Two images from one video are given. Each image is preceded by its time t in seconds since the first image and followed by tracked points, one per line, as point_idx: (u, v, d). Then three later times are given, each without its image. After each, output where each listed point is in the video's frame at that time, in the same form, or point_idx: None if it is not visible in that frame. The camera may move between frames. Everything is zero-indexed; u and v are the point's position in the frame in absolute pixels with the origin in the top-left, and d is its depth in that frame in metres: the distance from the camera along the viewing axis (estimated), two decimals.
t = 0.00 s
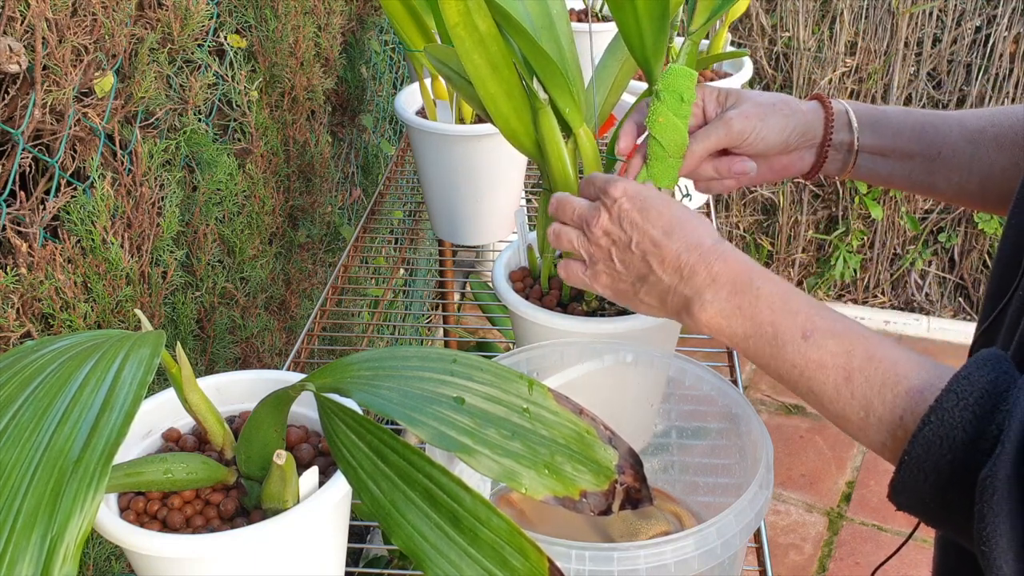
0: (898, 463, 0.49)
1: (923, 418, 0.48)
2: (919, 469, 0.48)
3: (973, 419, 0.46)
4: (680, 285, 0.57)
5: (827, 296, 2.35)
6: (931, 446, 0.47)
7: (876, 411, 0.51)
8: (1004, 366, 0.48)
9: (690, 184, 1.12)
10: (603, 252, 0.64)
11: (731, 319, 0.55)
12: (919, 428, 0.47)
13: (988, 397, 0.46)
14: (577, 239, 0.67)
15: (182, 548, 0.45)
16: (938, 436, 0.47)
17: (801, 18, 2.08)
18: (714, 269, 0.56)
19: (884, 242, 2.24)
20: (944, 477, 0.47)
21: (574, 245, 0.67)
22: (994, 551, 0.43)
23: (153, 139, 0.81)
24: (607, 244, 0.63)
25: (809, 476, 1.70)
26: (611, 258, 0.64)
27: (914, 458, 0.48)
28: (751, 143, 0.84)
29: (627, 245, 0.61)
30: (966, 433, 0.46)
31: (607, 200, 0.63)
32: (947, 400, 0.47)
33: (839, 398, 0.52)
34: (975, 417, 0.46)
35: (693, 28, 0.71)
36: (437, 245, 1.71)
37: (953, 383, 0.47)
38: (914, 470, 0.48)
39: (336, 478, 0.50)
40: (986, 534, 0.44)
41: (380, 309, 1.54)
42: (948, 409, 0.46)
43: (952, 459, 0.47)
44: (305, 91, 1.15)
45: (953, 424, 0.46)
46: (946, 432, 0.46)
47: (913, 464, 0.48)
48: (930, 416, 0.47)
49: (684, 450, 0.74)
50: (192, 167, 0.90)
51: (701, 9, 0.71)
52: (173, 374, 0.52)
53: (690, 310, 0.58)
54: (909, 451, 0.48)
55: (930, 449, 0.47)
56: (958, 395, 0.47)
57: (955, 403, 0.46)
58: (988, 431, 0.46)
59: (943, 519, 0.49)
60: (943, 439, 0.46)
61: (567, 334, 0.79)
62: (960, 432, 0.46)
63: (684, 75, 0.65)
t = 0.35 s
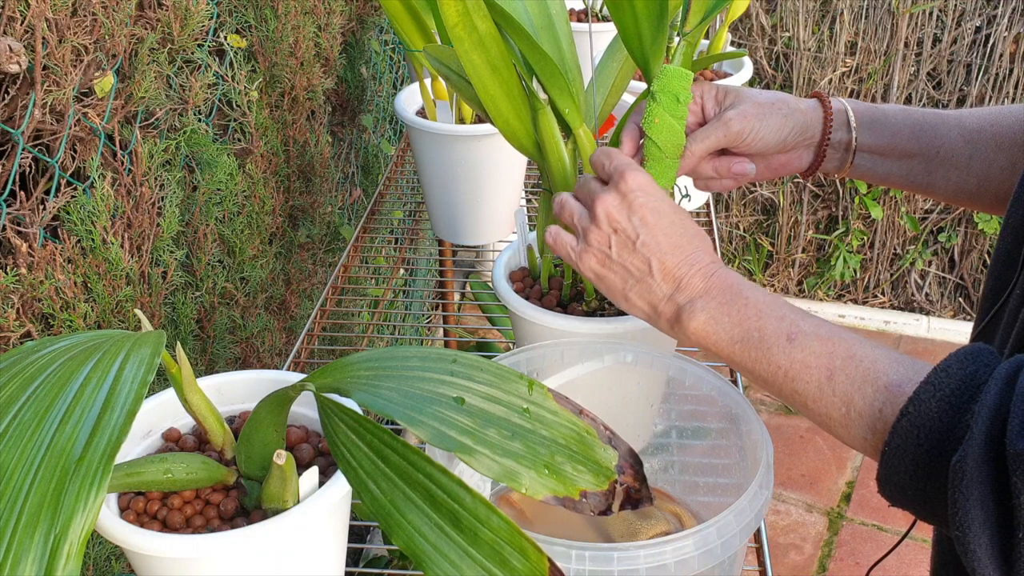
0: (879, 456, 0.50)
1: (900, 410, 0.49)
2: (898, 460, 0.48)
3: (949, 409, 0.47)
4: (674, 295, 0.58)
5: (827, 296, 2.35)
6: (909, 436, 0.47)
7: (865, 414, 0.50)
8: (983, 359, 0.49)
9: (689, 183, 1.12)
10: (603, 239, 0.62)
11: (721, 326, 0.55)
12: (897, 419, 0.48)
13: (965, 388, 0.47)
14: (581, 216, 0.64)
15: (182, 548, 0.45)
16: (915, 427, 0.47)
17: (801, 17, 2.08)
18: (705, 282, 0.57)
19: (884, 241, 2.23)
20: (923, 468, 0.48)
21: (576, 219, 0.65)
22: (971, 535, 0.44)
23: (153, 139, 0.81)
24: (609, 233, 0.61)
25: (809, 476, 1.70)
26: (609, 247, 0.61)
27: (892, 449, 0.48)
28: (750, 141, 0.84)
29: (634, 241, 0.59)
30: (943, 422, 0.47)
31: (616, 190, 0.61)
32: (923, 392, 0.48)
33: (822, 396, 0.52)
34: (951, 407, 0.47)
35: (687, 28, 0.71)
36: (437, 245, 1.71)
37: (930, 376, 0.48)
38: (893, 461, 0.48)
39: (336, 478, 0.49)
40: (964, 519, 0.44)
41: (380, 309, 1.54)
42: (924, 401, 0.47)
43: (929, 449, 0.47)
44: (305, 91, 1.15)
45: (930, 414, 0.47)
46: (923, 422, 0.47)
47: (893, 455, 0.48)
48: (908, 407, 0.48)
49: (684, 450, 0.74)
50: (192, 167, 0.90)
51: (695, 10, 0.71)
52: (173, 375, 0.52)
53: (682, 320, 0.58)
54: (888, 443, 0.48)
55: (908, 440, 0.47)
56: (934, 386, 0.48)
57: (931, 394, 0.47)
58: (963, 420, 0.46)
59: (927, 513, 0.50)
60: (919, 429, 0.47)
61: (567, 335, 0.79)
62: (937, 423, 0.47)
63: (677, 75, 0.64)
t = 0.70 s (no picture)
0: (879, 474, 0.50)
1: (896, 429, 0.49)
2: (900, 477, 0.48)
3: (947, 424, 0.47)
4: (647, 326, 0.58)
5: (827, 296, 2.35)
6: (909, 454, 0.47)
7: (862, 414, 0.50)
8: (974, 371, 0.49)
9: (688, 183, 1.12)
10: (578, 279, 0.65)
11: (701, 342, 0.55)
12: (896, 437, 0.48)
13: (961, 402, 0.47)
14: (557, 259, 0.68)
15: (181, 548, 0.45)
16: (914, 444, 0.47)
17: (801, 17, 2.08)
18: (674, 310, 0.56)
19: (884, 242, 2.23)
20: (925, 486, 0.48)
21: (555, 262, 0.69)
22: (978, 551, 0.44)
23: (153, 139, 0.81)
24: (580, 274, 0.64)
25: (809, 475, 1.70)
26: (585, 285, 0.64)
27: (894, 468, 0.48)
28: (752, 141, 0.84)
29: (597, 280, 0.61)
30: (941, 438, 0.47)
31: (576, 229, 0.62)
32: (920, 407, 0.48)
33: (811, 419, 0.52)
34: (949, 423, 0.47)
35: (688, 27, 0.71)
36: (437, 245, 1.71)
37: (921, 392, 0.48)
38: (895, 479, 0.48)
39: (336, 477, 0.49)
40: (970, 536, 0.44)
41: (380, 309, 1.54)
42: (922, 417, 0.47)
43: (930, 465, 0.47)
44: (305, 91, 1.15)
45: (929, 430, 0.47)
46: (923, 439, 0.47)
47: (895, 474, 0.48)
48: (907, 424, 0.48)
49: (684, 449, 0.74)
50: (192, 167, 0.90)
51: (696, 8, 0.72)
52: (173, 375, 0.52)
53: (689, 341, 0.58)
54: (889, 461, 0.48)
55: (909, 457, 0.47)
56: (931, 402, 0.48)
57: (929, 410, 0.47)
58: (962, 435, 0.46)
59: (929, 527, 0.50)
60: (920, 446, 0.47)
61: (566, 335, 0.79)
62: (937, 439, 0.47)
63: (681, 74, 0.65)
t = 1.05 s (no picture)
0: (875, 463, 0.50)
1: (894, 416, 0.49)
2: (895, 465, 0.48)
3: (944, 412, 0.47)
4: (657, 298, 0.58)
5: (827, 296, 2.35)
6: (905, 441, 0.47)
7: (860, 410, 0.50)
8: (974, 363, 0.49)
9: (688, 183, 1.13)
10: (574, 256, 0.62)
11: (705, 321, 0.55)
12: (892, 424, 0.48)
13: (959, 391, 0.47)
14: (543, 237, 0.64)
15: (181, 548, 0.45)
16: (910, 431, 0.47)
17: (801, 18, 2.08)
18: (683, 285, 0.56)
19: (884, 241, 2.23)
20: (921, 474, 0.47)
21: (538, 242, 0.64)
22: (972, 538, 0.44)
23: (153, 139, 0.81)
24: (579, 248, 0.61)
25: (809, 476, 1.70)
26: (581, 262, 0.61)
27: (890, 455, 0.48)
28: (756, 138, 0.84)
29: (607, 252, 0.60)
30: (938, 426, 0.47)
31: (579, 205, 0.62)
32: (918, 395, 0.48)
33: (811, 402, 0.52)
34: (946, 411, 0.47)
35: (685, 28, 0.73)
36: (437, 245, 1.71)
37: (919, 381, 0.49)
38: (890, 467, 0.48)
39: (336, 477, 0.49)
40: (964, 523, 0.44)
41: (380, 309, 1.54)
42: (919, 405, 0.47)
43: (926, 454, 0.47)
44: (305, 91, 1.15)
45: (926, 418, 0.47)
46: (918, 426, 0.47)
47: (890, 461, 0.48)
48: (903, 410, 0.48)
49: (684, 449, 0.74)
50: (192, 166, 0.90)
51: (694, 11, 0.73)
52: (173, 374, 0.52)
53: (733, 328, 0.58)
54: (884, 448, 0.48)
55: (905, 445, 0.47)
56: (928, 390, 0.48)
57: (926, 398, 0.47)
58: (959, 423, 0.46)
59: (925, 518, 0.49)
60: (916, 434, 0.47)
61: (566, 335, 0.79)
62: (933, 427, 0.47)
63: (669, 77, 0.65)
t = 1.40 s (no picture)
0: (882, 475, 0.49)
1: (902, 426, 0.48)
2: (901, 478, 0.48)
3: (952, 424, 0.47)
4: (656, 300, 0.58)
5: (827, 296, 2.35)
6: (912, 453, 0.47)
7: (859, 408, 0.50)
8: (977, 371, 0.49)
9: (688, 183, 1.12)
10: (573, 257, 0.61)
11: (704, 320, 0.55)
12: (900, 436, 0.48)
13: (965, 402, 0.47)
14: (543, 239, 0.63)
15: (181, 548, 0.45)
16: (918, 443, 0.47)
17: (801, 17, 2.08)
18: (671, 299, 0.53)
19: (884, 241, 2.23)
20: (930, 486, 0.47)
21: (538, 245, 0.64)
22: (987, 553, 0.44)
23: (153, 139, 0.81)
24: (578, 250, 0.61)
25: (809, 475, 1.70)
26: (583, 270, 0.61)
27: (896, 468, 0.48)
28: (759, 137, 0.83)
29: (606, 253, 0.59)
30: (947, 437, 0.46)
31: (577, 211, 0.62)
32: (924, 406, 0.47)
33: (811, 415, 0.51)
34: (954, 422, 0.47)
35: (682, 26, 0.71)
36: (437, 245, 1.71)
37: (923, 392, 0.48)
38: (898, 480, 0.48)
39: (336, 478, 0.49)
40: (978, 537, 0.44)
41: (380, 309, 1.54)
42: (926, 416, 0.47)
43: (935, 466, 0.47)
44: (305, 90, 1.15)
45: (934, 430, 0.47)
46: (927, 438, 0.47)
47: (896, 474, 0.48)
48: (911, 423, 0.47)
49: (684, 449, 0.74)
50: (192, 167, 0.90)
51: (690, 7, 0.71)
52: (173, 374, 0.52)
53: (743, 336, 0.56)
54: (892, 461, 0.48)
55: (912, 457, 0.47)
56: (935, 401, 0.47)
57: (934, 409, 0.47)
58: (967, 435, 0.46)
59: (934, 530, 0.49)
60: (924, 446, 0.47)
61: (566, 335, 0.79)
62: (941, 439, 0.46)
63: (674, 73, 0.65)
